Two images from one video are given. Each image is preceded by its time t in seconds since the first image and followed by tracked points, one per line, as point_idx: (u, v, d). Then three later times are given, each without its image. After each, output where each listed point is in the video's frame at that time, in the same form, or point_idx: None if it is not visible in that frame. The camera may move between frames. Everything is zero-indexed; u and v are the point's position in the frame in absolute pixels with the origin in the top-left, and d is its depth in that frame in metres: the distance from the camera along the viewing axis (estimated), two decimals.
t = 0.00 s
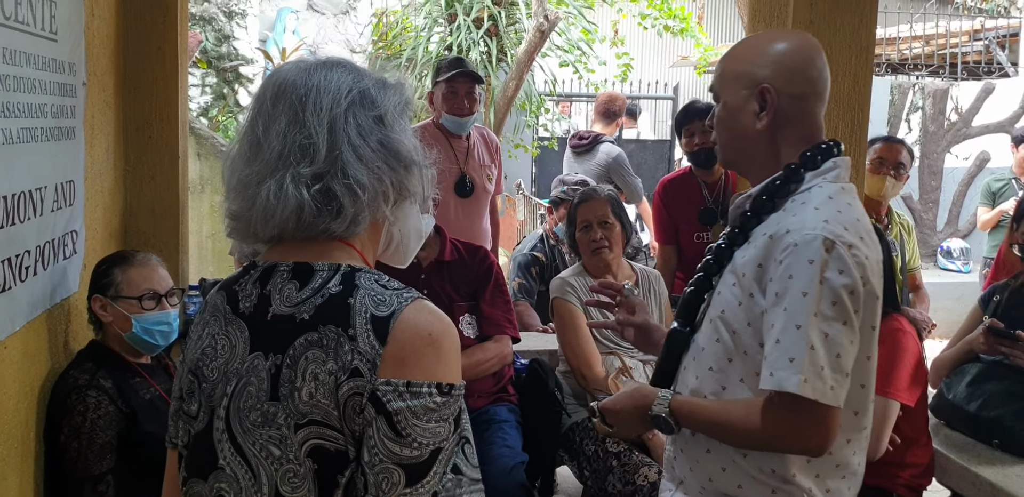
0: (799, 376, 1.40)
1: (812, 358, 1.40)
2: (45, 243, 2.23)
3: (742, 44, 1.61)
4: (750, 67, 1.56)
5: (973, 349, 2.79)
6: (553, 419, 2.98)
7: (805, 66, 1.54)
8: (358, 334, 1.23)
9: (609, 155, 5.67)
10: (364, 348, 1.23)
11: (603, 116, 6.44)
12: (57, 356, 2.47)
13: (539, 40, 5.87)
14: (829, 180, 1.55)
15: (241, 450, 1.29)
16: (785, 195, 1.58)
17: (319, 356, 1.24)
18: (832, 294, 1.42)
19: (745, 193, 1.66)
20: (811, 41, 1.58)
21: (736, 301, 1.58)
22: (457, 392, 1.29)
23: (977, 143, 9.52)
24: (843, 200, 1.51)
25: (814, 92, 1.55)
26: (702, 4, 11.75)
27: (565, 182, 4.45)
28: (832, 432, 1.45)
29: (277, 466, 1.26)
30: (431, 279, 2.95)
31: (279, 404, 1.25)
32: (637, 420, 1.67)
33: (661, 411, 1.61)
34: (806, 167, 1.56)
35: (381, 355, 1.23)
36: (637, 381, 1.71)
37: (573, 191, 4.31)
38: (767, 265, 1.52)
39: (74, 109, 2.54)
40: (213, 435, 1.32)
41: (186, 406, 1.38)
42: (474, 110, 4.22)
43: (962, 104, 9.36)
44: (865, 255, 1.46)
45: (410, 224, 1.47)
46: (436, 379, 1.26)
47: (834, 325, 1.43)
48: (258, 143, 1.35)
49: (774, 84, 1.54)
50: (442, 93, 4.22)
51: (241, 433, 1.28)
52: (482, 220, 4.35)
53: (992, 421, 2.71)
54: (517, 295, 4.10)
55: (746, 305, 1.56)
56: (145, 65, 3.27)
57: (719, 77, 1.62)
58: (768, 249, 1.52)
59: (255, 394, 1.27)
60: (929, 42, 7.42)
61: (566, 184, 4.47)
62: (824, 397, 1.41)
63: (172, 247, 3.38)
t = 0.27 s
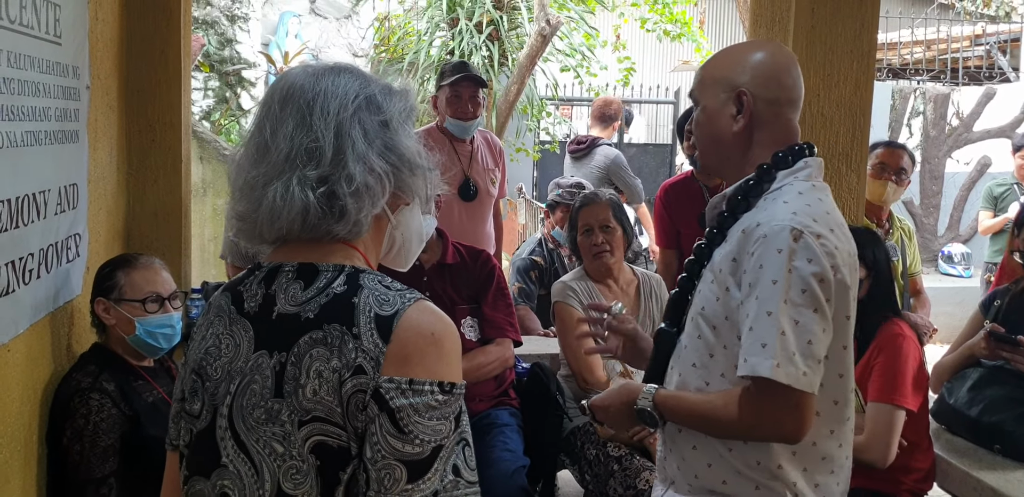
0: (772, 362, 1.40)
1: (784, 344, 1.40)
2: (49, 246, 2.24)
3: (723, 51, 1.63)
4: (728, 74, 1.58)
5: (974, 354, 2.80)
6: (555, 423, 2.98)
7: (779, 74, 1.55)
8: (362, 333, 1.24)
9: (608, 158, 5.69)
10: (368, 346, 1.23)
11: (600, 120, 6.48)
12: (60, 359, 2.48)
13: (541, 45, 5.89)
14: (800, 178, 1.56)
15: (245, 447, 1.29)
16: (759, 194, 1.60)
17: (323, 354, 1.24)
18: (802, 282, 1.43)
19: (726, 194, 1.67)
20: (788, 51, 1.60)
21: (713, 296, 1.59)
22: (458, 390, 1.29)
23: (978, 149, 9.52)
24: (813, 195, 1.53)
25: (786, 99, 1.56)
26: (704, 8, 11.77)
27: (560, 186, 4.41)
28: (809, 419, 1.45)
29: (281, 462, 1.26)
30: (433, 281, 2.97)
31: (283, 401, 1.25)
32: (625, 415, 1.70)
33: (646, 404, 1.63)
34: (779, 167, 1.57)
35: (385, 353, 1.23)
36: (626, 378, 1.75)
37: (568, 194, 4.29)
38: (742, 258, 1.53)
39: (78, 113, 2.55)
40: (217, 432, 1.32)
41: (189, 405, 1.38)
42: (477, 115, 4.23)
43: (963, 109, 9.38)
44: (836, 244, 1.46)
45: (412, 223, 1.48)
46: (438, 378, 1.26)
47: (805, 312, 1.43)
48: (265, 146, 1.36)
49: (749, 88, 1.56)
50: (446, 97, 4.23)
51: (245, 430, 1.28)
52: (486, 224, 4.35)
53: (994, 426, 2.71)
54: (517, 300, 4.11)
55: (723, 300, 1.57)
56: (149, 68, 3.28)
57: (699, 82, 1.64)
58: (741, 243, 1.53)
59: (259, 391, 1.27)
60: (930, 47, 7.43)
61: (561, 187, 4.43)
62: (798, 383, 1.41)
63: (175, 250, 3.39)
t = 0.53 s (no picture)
0: (741, 367, 1.38)
1: (754, 349, 1.39)
2: (48, 248, 2.24)
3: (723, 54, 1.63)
4: (725, 76, 1.58)
5: (973, 356, 2.80)
6: (555, 426, 2.98)
7: (777, 77, 1.55)
8: (361, 331, 1.24)
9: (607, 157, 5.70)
10: (367, 344, 1.23)
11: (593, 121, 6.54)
12: (59, 362, 2.48)
13: (541, 47, 5.89)
14: (792, 183, 1.54)
15: (241, 444, 1.28)
16: (750, 196, 1.59)
17: (322, 351, 1.23)
18: (778, 288, 1.40)
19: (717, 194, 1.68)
20: (790, 54, 1.60)
21: (698, 299, 1.58)
22: (457, 389, 1.29)
23: (978, 151, 9.51)
24: (801, 200, 1.51)
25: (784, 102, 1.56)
26: (704, 11, 11.77)
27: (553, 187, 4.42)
28: (781, 428, 1.44)
29: (278, 458, 1.25)
30: (433, 283, 2.97)
31: (281, 397, 1.24)
32: (608, 413, 1.71)
33: (626, 404, 1.63)
34: (770, 170, 1.56)
35: (384, 351, 1.23)
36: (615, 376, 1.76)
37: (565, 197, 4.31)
38: (723, 262, 1.52)
39: (78, 114, 2.55)
40: (214, 430, 1.31)
41: (186, 403, 1.37)
42: (478, 117, 4.23)
43: (963, 112, 9.38)
44: (817, 251, 1.45)
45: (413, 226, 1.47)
46: (437, 376, 1.26)
47: (780, 319, 1.41)
48: (265, 148, 1.36)
49: (742, 91, 1.56)
50: (447, 100, 4.22)
51: (242, 427, 1.27)
52: (487, 226, 4.35)
53: (994, 429, 2.71)
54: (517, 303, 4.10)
55: (706, 303, 1.56)
56: (148, 70, 3.28)
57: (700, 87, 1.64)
58: (724, 246, 1.52)
59: (257, 389, 1.26)
60: (930, 49, 7.43)
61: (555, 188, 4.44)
62: (766, 390, 1.39)
63: (174, 252, 3.39)
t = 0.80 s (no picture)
0: (707, 384, 1.36)
1: (721, 367, 1.36)
2: (49, 248, 2.24)
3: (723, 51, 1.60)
4: (722, 75, 1.55)
5: (975, 359, 2.79)
6: (557, 428, 2.97)
7: (777, 76, 1.52)
8: (358, 330, 1.23)
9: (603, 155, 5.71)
10: (364, 343, 1.23)
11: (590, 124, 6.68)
12: (61, 363, 2.48)
13: (543, 48, 5.89)
14: (785, 189, 1.53)
15: (237, 442, 1.27)
16: (742, 203, 1.57)
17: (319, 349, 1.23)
18: (752, 302, 1.38)
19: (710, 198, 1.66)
20: (793, 51, 1.56)
21: (683, 307, 1.57)
22: (453, 390, 1.29)
23: (980, 153, 9.49)
24: (788, 210, 1.49)
25: (783, 103, 1.53)
26: (707, 12, 11.77)
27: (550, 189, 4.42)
28: (755, 450, 1.39)
29: (272, 457, 1.24)
30: (433, 285, 2.97)
31: (277, 396, 1.24)
32: (595, 425, 1.71)
33: (610, 416, 1.63)
34: (763, 176, 1.54)
35: (381, 350, 1.23)
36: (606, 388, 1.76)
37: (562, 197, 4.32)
38: (703, 272, 1.49)
39: (80, 115, 2.55)
40: (210, 428, 1.31)
41: (185, 402, 1.37)
42: (480, 118, 4.23)
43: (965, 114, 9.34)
44: (797, 265, 1.41)
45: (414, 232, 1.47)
46: (433, 376, 1.26)
47: (753, 336, 1.37)
48: (266, 150, 1.36)
49: (739, 90, 1.53)
50: (448, 101, 4.23)
51: (238, 425, 1.27)
52: (488, 228, 4.35)
53: (995, 431, 2.70)
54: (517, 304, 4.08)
55: (688, 312, 1.54)
56: (150, 71, 3.28)
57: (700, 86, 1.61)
58: (701, 259, 1.50)
59: (254, 387, 1.26)
60: (933, 51, 7.43)
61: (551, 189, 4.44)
62: (737, 409, 1.35)
63: (176, 253, 3.39)
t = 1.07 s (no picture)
0: (686, 405, 1.37)
1: (701, 386, 1.36)
2: (51, 247, 2.23)
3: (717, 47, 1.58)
4: (713, 73, 1.53)
5: (978, 359, 2.79)
6: (558, 428, 2.97)
7: (770, 72, 1.49)
8: (356, 325, 1.23)
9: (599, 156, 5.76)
10: (362, 338, 1.23)
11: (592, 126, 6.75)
12: (63, 362, 2.48)
13: (545, 48, 5.89)
14: (774, 194, 1.52)
15: (233, 436, 1.27)
16: (733, 209, 1.57)
17: (317, 344, 1.23)
18: (733, 318, 1.37)
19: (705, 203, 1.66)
20: (786, 45, 1.54)
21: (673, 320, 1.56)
22: (450, 387, 1.28)
23: (984, 155, 9.37)
24: (775, 216, 1.48)
25: (777, 99, 1.50)
26: (708, 13, 11.76)
27: (549, 189, 4.35)
28: (744, 470, 1.39)
29: (267, 450, 1.24)
30: (435, 285, 2.95)
31: (274, 390, 1.24)
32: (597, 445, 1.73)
33: (607, 438, 1.65)
34: (756, 180, 1.54)
35: (378, 345, 1.23)
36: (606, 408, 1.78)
37: (558, 197, 4.29)
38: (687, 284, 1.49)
39: (82, 114, 2.55)
40: (208, 422, 1.31)
41: (185, 398, 1.37)
42: (480, 118, 4.22)
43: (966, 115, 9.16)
44: (779, 275, 1.39)
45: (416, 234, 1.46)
46: (430, 372, 1.25)
47: (734, 352, 1.37)
48: (270, 151, 1.36)
49: (727, 88, 1.51)
50: (448, 101, 4.23)
51: (235, 420, 1.27)
52: (488, 228, 4.35)
53: (997, 432, 2.70)
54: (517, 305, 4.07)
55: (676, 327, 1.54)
56: (151, 71, 3.28)
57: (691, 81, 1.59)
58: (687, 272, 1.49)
59: (251, 381, 1.25)
60: (935, 52, 7.42)
61: (551, 190, 4.36)
62: (721, 431, 1.35)
63: (177, 253, 3.39)
